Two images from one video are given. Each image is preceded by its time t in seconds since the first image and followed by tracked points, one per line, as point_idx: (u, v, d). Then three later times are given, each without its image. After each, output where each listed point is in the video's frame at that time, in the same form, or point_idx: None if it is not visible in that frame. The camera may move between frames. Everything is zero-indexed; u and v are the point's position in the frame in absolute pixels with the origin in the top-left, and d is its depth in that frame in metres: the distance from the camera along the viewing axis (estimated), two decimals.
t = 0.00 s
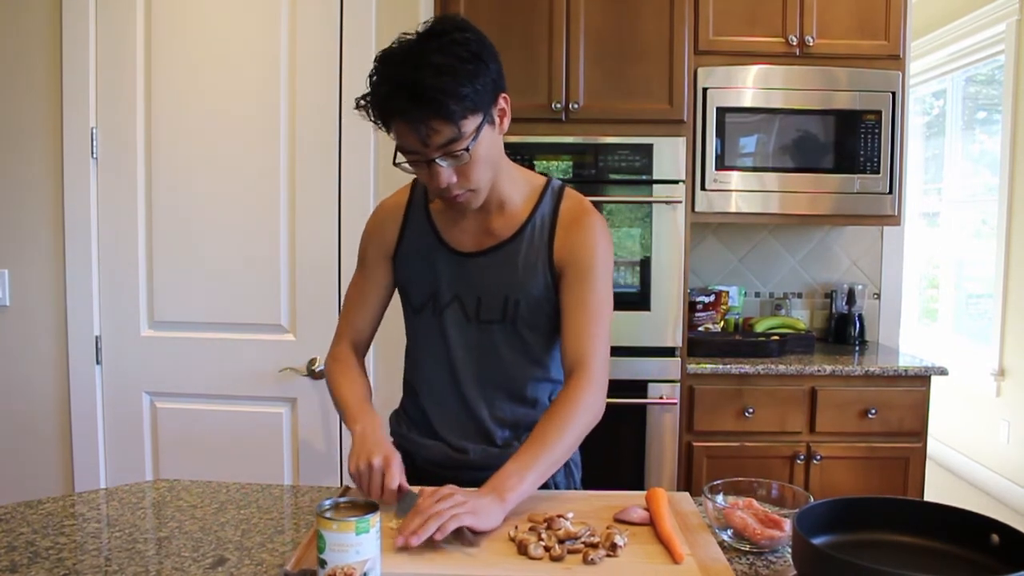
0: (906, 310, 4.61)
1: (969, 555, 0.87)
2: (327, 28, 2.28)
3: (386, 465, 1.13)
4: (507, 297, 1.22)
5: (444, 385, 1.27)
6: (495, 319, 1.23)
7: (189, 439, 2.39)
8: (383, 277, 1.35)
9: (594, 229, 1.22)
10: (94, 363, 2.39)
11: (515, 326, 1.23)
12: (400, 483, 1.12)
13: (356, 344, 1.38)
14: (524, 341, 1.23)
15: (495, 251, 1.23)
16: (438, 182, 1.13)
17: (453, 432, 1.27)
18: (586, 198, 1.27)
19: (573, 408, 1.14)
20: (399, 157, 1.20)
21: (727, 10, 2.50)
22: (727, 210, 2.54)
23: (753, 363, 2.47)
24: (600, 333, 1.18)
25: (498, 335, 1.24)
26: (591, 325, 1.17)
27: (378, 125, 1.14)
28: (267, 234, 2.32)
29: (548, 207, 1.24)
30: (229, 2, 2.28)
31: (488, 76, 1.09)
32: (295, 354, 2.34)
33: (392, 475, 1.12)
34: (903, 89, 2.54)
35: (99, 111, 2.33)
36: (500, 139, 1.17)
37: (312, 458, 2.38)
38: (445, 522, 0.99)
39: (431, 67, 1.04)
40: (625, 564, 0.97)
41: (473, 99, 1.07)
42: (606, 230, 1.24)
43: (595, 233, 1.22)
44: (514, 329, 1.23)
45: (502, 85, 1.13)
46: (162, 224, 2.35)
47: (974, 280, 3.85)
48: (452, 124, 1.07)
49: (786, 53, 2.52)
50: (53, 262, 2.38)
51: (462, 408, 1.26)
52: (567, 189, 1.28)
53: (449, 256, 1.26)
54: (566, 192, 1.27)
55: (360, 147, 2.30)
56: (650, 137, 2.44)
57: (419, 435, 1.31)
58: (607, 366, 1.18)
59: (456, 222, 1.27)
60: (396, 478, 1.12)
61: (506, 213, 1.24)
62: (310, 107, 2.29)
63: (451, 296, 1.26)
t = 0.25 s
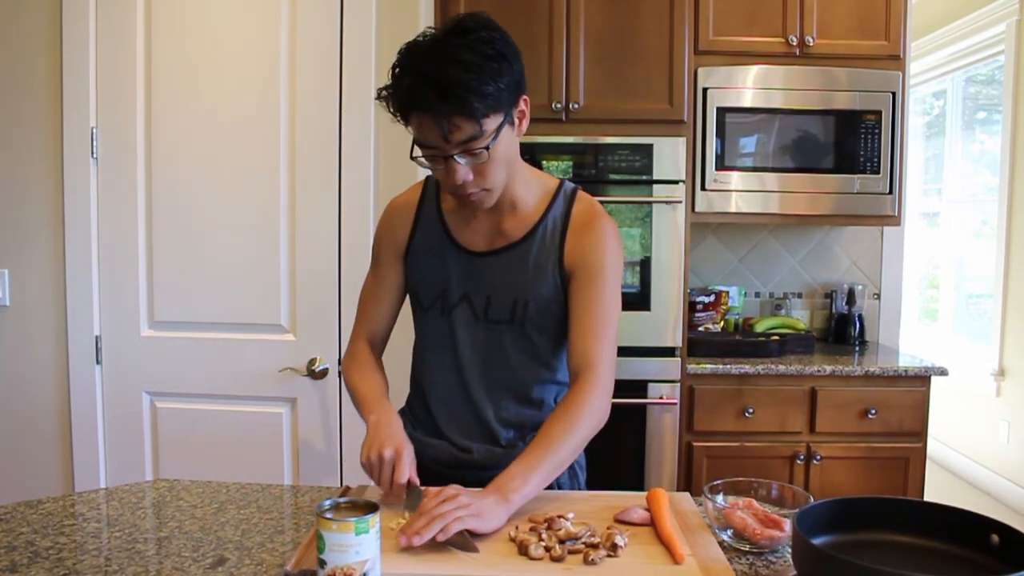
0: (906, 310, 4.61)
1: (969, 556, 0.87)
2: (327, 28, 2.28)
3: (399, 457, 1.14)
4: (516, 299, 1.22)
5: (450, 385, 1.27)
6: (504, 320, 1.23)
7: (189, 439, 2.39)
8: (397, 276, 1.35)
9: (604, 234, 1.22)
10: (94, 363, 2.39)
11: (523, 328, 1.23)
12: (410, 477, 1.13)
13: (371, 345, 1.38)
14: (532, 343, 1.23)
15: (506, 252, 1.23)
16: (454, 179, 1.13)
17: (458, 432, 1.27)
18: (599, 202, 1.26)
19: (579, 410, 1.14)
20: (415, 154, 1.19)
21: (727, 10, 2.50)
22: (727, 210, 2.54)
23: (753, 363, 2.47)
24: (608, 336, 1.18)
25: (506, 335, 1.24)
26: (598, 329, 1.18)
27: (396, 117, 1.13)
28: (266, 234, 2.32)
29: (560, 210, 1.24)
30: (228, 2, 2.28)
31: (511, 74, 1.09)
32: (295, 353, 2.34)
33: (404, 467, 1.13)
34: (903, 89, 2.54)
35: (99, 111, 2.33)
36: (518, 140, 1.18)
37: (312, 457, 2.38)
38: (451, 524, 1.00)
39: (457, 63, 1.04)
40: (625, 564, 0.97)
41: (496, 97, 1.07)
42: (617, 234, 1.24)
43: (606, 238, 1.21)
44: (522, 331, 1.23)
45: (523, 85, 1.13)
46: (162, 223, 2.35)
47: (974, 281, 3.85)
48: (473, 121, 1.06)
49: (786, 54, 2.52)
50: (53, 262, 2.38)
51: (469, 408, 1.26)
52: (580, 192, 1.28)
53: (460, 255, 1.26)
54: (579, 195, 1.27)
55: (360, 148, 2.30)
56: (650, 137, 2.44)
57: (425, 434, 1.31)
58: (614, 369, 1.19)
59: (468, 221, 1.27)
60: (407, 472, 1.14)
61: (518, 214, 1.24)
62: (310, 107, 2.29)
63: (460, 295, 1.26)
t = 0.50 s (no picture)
0: (906, 310, 4.61)
1: (970, 556, 0.87)
2: (327, 28, 2.28)
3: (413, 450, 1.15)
4: (526, 299, 1.22)
5: (459, 384, 1.28)
6: (515, 320, 1.23)
7: (188, 439, 2.39)
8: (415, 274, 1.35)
9: (618, 237, 1.21)
10: (94, 363, 2.39)
11: (533, 329, 1.23)
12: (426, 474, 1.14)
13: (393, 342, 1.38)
14: (542, 344, 1.23)
15: (517, 253, 1.23)
16: (467, 179, 1.12)
17: (466, 431, 1.27)
18: (613, 206, 1.26)
19: (586, 411, 1.14)
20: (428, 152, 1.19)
21: (727, 10, 2.50)
22: (727, 210, 2.54)
23: (753, 363, 2.47)
24: (618, 339, 1.18)
25: (516, 336, 1.24)
26: (607, 332, 1.17)
27: (412, 114, 1.13)
28: (266, 234, 2.32)
29: (573, 212, 1.24)
30: (228, 3, 2.28)
31: (529, 78, 1.09)
32: (295, 353, 2.34)
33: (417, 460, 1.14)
34: (903, 89, 2.54)
35: (99, 111, 2.33)
36: (534, 143, 1.17)
37: (312, 457, 2.38)
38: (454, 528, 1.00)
39: (477, 64, 1.04)
40: (625, 564, 0.97)
41: (513, 100, 1.07)
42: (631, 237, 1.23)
43: (619, 242, 1.21)
44: (532, 332, 1.23)
45: (541, 88, 1.14)
46: (161, 223, 2.35)
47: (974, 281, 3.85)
48: (489, 123, 1.06)
49: (786, 54, 2.52)
50: (53, 262, 2.38)
51: (478, 407, 1.27)
52: (594, 194, 1.28)
53: (472, 253, 1.26)
54: (594, 198, 1.26)
55: (360, 148, 2.30)
56: (650, 137, 2.44)
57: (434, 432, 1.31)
58: (623, 372, 1.19)
59: (481, 220, 1.27)
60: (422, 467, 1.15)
61: (532, 215, 1.23)
62: (310, 107, 2.29)
63: (472, 294, 1.26)
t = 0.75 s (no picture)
0: (906, 310, 4.61)
1: (970, 556, 0.87)
2: (327, 28, 2.28)
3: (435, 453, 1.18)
4: (537, 299, 1.23)
5: (468, 382, 1.28)
6: (526, 319, 1.24)
7: (188, 439, 2.39)
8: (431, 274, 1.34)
9: (630, 237, 1.21)
10: (94, 363, 2.39)
11: (544, 329, 1.23)
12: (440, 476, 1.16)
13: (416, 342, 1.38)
14: (552, 344, 1.23)
15: (529, 252, 1.23)
16: (479, 177, 1.12)
17: (474, 429, 1.28)
18: (625, 206, 1.26)
19: (600, 412, 1.14)
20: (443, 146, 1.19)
21: (727, 10, 2.50)
22: (727, 210, 2.54)
23: (753, 363, 2.47)
24: (631, 339, 1.19)
25: (527, 335, 1.24)
26: (620, 333, 1.18)
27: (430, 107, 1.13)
28: (266, 234, 2.32)
29: (586, 212, 1.24)
30: (228, 3, 2.28)
31: (552, 82, 1.10)
32: (295, 353, 2.34)
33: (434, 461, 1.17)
34: (903, 89, 2.54)
35: (99, 111, 2.33)
36: (549, 147, 1.17)
37: (312, 457, 2.38)
38: (451, 526, 1.00)
39: (501, 63, 1.04)
40: (626, 564, 0.97)
41: (534, 102, 1.07)
42: (644, 237, 1.24)
43: (631, 241, 1.21)
44: (544, 331, 1.23)
45: (562, 94, 1.14)
46: (161, 223, 2.35)
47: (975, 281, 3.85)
48: (509, 123, 1.07)
49: (786, 54, 2.52)
50: (53, 262, 2.38)
51: (487, 406, 1.27)
52: (607, 195, 1.28)
53: (484, 251, 1.26)
54: (606, 198, 1.26)
55: (360, 148, 2.30)
56: (650, 137, 2.44)
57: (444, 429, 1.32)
58: (635, 372, 1.19)
59: (494, 219, 1.27)
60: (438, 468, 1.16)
61: (544, 215, 1.24)
62: (310, 107, 2.29)
63: (482, 292, 1.27)
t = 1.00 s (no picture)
0: (906, 310, 4.61)
1: (969, 556, 0.87)
2: (327, 27, 2.28)
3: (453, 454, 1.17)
4: (548, 297, 1.23)
5: (479, 380, 1.30)
6: (537, 317, 1.24)
7: (188, 439, 2.39)
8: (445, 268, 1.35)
9: (642, 233, 1.20)
10: (94, 363, 2.39)
11: (554, 327, 1.23)
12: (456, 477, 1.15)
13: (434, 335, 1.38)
14: (563, 342, 1.23)
15: (540, 251, 1.23)
16: (492, 178, 1.12)
17: (484, 426, 1.30)
18: (638, 203, 1.25)
19: (617, 406, 1.12)
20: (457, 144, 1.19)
21: (727, 10, 2.50)
22: (727, 210, 2.54)
23: (753, 363, 2.47)
24: (647, 335, 1.16)
25: (537, 333, 1.24)
26: (635, 327, 1.15)
27: (445, 108, 1.13)
28: (266, 234, 2.32)
29: (597, 210, 1.23)
30: (228, 4, 2.28)
31: (569, 85, 1.10)
32: (295, 354, 2.34)
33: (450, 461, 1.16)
34: (903, 89, 2.54)
35: (99, 111, 2.33)
36: (562, 151, 1.17)
37: (312, 457, 2.38)
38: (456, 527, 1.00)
39: (518, 64, 1.04)
40: (625, 563, 0.97)
41: (550, 106, 1.07)
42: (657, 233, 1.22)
43: (643, 236, 1.20)
44: (555, 329, 1.23)
45: (577, 98, 1.14)
46: (162, 223, 2.35)
47: (975, 281, 3.85)
48: (524, 126, 1.07)
49: (786, 53, 2.52)
50: (53, 262, 2.38)
51: (498, 404, 1.28)
52: (620, 192, 1.27)
53: (495, 249, 1.27)
54: (619, 195, 1.26)
55: (360, 148, 2.30)
56: (650, 137, 2.44)
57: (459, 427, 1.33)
58: (653, 369, 1.16)
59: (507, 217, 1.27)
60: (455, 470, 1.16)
61: (556, 215, 1.23)
62: (310, 107, 2.29)
63: (494, 290, 1.27)
